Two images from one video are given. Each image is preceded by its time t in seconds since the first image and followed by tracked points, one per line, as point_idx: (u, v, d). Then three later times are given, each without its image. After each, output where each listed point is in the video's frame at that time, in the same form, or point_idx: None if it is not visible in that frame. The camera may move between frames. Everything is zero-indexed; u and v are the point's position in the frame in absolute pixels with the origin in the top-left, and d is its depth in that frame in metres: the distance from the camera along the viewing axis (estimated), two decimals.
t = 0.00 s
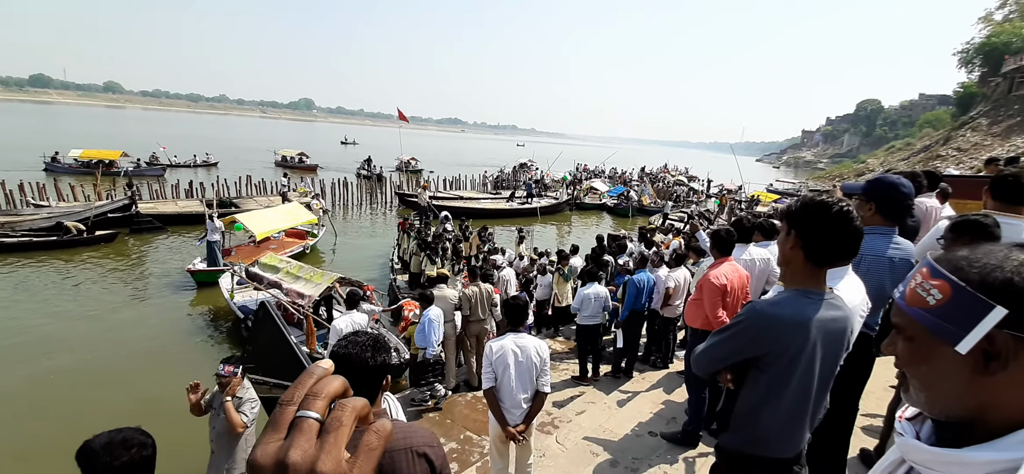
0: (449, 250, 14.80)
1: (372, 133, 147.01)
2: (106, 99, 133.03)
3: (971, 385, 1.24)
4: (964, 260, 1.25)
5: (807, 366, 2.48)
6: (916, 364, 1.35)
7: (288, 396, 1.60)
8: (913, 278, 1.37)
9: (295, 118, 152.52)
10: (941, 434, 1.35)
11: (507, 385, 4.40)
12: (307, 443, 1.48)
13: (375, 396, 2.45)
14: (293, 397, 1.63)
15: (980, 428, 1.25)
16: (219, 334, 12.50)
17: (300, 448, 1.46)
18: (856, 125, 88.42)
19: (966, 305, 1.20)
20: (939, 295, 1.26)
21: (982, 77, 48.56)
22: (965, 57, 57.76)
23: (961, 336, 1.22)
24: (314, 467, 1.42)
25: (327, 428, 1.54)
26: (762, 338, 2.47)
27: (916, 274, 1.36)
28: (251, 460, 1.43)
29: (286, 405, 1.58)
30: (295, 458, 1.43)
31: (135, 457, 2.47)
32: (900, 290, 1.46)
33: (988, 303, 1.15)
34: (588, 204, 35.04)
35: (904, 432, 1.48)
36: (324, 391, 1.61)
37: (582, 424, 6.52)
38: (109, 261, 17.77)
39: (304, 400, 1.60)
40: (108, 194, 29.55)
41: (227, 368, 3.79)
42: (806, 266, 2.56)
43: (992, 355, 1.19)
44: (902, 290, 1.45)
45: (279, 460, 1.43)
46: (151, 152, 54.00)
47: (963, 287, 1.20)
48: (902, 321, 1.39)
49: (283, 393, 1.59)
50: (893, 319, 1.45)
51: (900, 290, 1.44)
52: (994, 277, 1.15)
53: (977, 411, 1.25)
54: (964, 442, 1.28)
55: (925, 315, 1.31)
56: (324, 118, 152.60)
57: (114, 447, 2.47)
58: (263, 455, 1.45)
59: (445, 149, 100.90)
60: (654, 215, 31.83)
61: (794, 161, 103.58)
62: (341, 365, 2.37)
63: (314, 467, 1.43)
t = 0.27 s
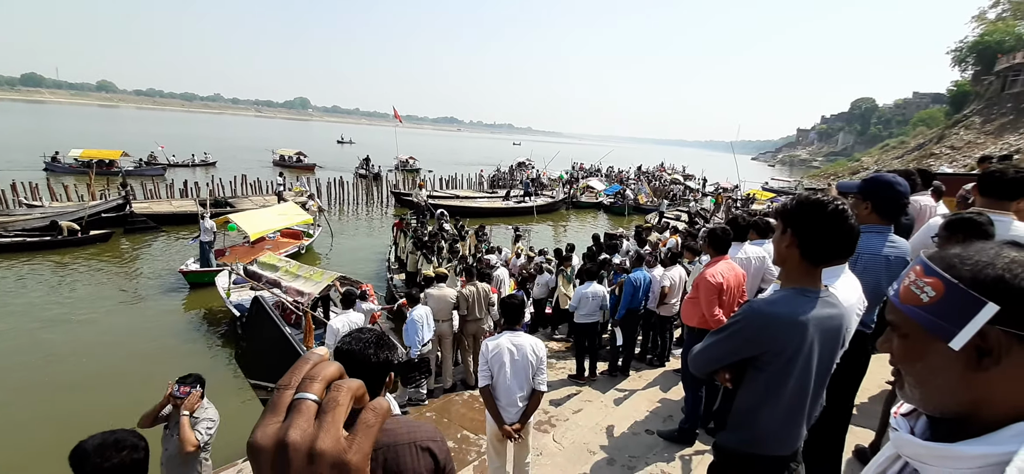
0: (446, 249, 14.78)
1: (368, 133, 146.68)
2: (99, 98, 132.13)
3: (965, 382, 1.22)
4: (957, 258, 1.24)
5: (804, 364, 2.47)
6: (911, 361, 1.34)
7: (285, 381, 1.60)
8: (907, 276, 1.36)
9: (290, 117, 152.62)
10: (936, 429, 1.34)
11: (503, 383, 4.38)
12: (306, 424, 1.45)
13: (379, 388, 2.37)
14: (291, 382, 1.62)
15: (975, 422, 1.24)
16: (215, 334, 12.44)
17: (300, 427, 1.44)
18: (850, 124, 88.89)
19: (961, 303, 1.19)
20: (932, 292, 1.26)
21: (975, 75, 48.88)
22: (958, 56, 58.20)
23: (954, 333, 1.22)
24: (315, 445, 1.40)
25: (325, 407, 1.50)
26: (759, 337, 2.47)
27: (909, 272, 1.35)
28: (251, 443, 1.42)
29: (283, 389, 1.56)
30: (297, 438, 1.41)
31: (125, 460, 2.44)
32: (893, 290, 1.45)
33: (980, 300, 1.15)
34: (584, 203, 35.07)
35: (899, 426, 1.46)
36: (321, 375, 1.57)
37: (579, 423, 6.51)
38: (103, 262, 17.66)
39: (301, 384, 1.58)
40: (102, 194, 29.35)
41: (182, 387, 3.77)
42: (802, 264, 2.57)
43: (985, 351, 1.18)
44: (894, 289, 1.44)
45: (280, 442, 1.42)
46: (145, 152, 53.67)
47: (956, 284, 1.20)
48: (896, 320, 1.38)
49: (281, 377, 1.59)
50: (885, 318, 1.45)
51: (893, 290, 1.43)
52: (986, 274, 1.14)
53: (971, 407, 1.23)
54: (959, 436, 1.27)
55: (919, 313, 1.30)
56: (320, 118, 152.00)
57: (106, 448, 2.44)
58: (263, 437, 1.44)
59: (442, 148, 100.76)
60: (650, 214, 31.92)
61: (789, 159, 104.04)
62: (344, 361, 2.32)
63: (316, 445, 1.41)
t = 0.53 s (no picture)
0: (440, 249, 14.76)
1: (361, 132, 146.24)
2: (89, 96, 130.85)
3: (962, 387, 1.22)
4: (959, 263, 1.22)
5: (798, 365, 2.47)
6: (910, 364, 1.33)
7: (268, 374, 1.52)
8: (908, 279, 1.34)
9: (283, 116, 152.50)
10: (932, 433, 1.33)
11: (498, 382, 4.36)
12: (290, 418, 1.41)
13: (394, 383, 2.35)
14: (272, 376, 1.54)
15: (973, 426, 1.22)
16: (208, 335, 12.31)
17: (283, 423, 1.40)
18: (841, 126, 89.69)
19: (962, 308, 1.18)
20: (932, 296, 1.25)
21: (964, 78, 49.40)
22: (948, 59, 58.87)
23: (953, 337, 1.21)
24: (301, 438, 1.38)
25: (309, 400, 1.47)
26: (754, 338, 2.47)
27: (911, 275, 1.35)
28: (233, 439, 1.38)
29: (267, 384, 1.50)
30: (281, 432, 1.38)
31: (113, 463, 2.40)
32: (893, 291, 1.45)
33: (981, 306, 1.13)
34: (578, 203, 35.11)
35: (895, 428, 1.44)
36: (304, 369, 1.53)
37: (572, 423, 6.50)
38: (92, 261, 17.46)
39: (283, 377, 1.52)
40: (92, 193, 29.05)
41: (122, 404, 3.71)
42: (795, 265, 2.57)
43: (983, 357, 1.17)
44: (895, 291, 1.44)
45: (264, 438, 1.38)
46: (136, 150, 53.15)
47: (958, 288, 1.18)
48: (895, 322, 1.38)
49: (262, 371, 1.51)
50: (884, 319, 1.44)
51: (894, 291, 1.42)
52: (987, 280, 1.13)
53: (965, 410, 1.22)
54: (957, 440, 1.25)
55: (919, 316, 1.29)
56: (312, 117, 152.55)
57: (93, 452, 2.40)
58: (246, 433, 1.39)
59: (436, 148, 100.65)
60: (644, 214, 32.02)
61: (782, 161, 104.84)
62: (357, 352, 2.37)
63: (301, 437, 1.39)
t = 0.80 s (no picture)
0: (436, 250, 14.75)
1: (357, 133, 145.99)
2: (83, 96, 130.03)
3: (951, 390, 1.24)
4: (955, 267, 1.23)
5: (791, 364, 2.49)
6: (902, 365, 1.35)
7: (249, 362, 1.52)
8: (903, 282, 1.37)
9: (279, 116, 152.49)
10: (926, 437, 1.34)
11: (500, 379, 4.38)
12: (271, 405, 1.42)
13: (408, 378, 2.35)
14: (253, 365, 1.55)
15: (964, 427, 1.24)
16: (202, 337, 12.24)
17: (264, 409, 1.40)
18: (836, 127, 90.18)
19: (951, 310, 1.20)
20: (927, 299, 1.27)
21: (957, 80, 49.82)
22: (941, 61, 59.34)
23: (944, 341, 1.23)
24: (282, 423, 1.40)
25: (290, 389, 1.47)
26: (747, 339, 2.49)
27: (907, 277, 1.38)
28: (216, 428, 1.39)
29: (247, 372, 1.50)
30: (263, 420, 1.39)
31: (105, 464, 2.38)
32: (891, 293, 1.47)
33: (972, 310, 1.15)
34: (574, 204, 35.16)
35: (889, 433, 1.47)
36: (284, 356, 1.52)
37: (567, 425, 6.51)
38: (86, 262, 17.35)
39: (263, 365, 1.52)
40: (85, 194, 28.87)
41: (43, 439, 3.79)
42: (788, 267, 2.60)
43: (973, 361, 1.19)
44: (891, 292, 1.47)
45: (246, 425, 1.39)
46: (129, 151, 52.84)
47: (951, 292, 1.20)
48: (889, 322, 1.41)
49: (242, 360, 1.51)
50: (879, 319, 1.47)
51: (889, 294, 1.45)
52: (982, 285, 1.14)
53: (958, 413, 1.24)
54: (949, 445, 1.26)
55: (911, 318, 1.32)
56: (308, 117, 152.41)
57: (85, 453, 2.39)
58: (228, 421, 1.39)
59: (432, 149, 100.54)
60: (640, 215, 32.09)
61: (776, 162, 105.29)
62: (373, 347, 2.39)
63: (283, 425, 1.40)
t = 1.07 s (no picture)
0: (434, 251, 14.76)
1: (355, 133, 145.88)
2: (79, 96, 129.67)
3: (940, 392, 1.26)
4: (942, 271, 1.26)
5: (782, 365, 2.53)
6: (890, 369, 1.38)
7: (241, 354, 1.55)
8: (892, 286, 1.40)
9: (276, 116, 152.43)
10: (918, 442, 1.36)
11: (512, 376, 4.40)
12: (264, 395, 1.43)
13: (417, 372, 2.39)
14: (246, 357, 1.58)
15: (956, 432, 1.26)
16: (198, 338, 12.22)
17: (257, 399, 1.42)
18: (833, 128, 90.51)
19: (941, 314, 1.22)
20: (917, 303, 1.28)
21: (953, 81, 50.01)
22: (936, 62, 59.58)
23: (933, 344, 1.25)
24: (275, 411, 1.41)
25: (283, 380, 1.50)
26: (738, 339, 2.52)
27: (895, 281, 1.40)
28: (209, 418, 1.40)
29: (239, 365, 1.53)
30: (256, 409, 1.40)
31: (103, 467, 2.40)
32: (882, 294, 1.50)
33: (961, 315, 1.18)
34: (572, 204, 35.20)
35: (881, 438, 1.51)
36: (276, 347, 1.57)
37: (564, 426, 6.54)
38: (82, 263, 17.32)
39: (256, 357, 1.55)
40: (81, 194, 28.78)
41: None
42: (781, 268, 2.63)
43: (960, 365, 1.21)
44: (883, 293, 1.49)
45: (238, 416, 1.41)
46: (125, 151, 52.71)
47: (940, 297, 1.22)
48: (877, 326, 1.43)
49: (235, 353, 1.54)
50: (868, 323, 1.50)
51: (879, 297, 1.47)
52: (968, 289, 1.17)
53: (947, 418, 1.27)
54: (941, 449, 1.29)
55: (900, 322, 1.33)
56: (305, 118, 152.48)
57: (81, 456, 2.41)
58: (222, 410, 1.42)
59: (430, 149, 100.52)
60: (637, 215, 32.16)
61: (773, 162, 105.57)
62: (382, 345, 2.43)
63: (277, 413, 1.41)
